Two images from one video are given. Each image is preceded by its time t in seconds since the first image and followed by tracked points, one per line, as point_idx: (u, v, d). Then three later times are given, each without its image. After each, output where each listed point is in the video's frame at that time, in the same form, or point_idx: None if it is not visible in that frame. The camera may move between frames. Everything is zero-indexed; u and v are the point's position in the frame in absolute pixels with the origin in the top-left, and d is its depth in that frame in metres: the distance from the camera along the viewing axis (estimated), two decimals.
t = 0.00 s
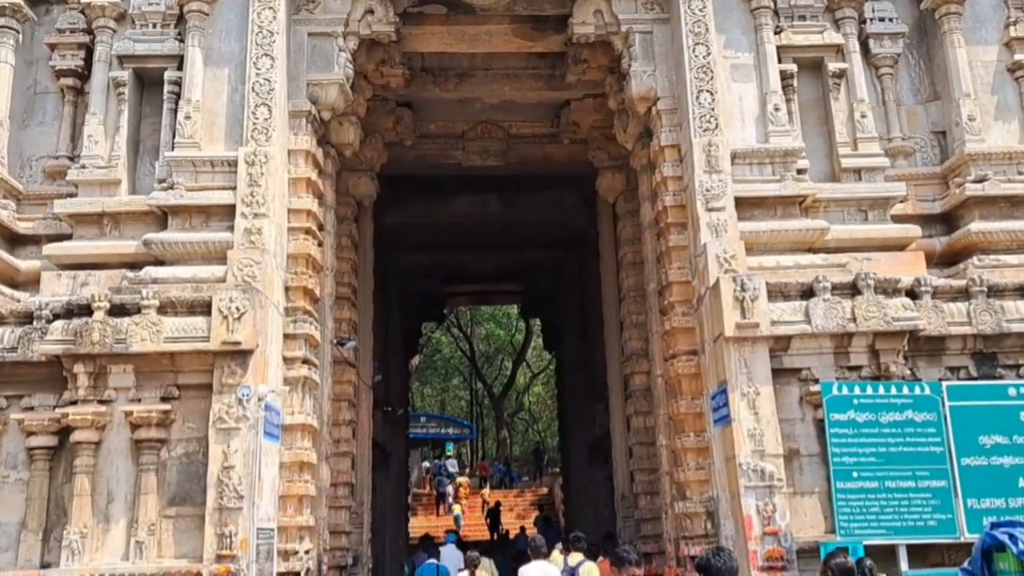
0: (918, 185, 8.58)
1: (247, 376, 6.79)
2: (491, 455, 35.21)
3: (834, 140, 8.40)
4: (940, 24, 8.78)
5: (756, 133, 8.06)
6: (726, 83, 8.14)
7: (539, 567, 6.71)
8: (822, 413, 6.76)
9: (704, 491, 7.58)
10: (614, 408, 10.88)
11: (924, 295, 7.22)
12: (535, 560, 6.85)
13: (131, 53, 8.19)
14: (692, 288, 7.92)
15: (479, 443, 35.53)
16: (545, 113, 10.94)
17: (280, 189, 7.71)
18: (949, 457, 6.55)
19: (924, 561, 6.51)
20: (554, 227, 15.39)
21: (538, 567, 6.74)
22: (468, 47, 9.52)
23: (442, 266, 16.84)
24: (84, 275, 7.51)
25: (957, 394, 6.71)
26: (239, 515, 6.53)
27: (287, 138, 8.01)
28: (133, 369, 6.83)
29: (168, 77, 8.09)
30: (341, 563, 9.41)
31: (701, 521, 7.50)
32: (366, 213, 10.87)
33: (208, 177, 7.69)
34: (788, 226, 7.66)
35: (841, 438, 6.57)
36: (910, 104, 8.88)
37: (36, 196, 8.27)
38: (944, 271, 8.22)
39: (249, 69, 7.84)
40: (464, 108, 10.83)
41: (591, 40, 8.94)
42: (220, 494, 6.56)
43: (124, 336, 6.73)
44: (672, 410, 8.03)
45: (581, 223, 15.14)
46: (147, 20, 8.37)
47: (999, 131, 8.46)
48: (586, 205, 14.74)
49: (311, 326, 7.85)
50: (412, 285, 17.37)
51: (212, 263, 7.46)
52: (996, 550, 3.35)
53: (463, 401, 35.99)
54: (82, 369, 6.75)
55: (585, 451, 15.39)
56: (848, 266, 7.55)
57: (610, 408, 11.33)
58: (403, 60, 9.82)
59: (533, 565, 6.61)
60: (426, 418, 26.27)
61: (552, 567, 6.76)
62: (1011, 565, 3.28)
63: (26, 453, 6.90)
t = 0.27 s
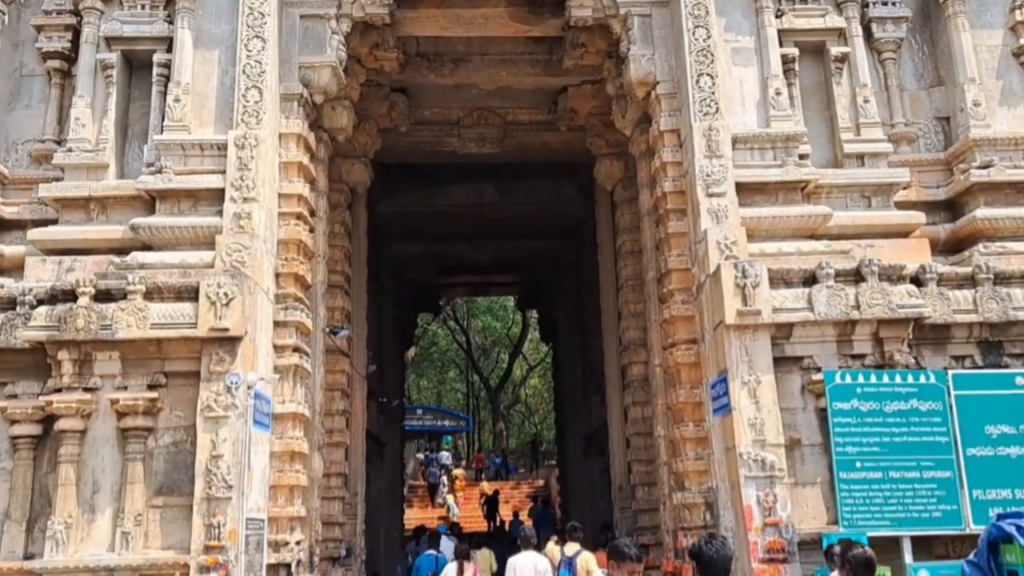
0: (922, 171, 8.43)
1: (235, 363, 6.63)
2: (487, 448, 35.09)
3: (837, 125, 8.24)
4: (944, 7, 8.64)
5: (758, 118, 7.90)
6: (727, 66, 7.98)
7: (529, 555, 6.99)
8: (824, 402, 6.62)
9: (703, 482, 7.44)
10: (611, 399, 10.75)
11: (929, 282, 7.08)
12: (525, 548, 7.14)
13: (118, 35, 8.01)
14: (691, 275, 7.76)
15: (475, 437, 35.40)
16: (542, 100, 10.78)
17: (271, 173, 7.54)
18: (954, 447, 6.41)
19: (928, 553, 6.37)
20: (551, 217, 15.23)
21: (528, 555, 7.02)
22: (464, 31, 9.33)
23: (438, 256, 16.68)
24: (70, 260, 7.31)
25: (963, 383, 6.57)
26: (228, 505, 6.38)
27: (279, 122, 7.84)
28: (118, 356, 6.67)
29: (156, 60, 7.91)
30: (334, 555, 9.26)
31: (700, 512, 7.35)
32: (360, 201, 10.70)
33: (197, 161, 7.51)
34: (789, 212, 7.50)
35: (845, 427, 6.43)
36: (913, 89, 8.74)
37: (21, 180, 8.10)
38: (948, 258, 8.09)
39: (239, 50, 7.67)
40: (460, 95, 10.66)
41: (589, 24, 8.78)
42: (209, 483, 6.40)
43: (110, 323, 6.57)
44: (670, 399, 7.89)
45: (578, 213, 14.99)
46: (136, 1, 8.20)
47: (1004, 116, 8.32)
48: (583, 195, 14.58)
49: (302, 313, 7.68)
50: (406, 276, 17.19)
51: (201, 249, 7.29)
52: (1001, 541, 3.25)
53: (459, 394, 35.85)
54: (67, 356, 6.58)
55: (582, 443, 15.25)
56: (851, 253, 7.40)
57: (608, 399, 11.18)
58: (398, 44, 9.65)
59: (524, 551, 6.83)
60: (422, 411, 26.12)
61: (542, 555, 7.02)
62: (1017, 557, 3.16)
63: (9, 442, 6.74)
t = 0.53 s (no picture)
0: (932, 149, 8.22)
1: (228, 344, 6.46)
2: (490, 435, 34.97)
3: (845, 102, 8.03)
4: None
5: (765, 94, 7.70)
6: (733, 41, 7.77)
7: (526, 542, 7.13)
8: (832, 385, 6.43)
9: (707, 467, 7.27)
10: (614, 384, 10.58)
11: (940, 262, 6.88)
12: (521, 537, 7.28)
13: (109, 9, 7.82)
14: (696, 256, 7.56)
15: (478, 423, 35.28)
16: (544, 79, 10.57)
17: (265, 150, 7.35)
18: (966, 431, 6.23)
19: (938, 539, 6.20)
20: (553, 200, 15.03)
21: (525, 542, 7.15)
22: (464, 7, 9.09)
23: (440, 241, 16.49)
24: (59, 240, 7.12)
25: (975, 365, 6.38)
26: (220, 489, 6.23)
27: (273, 98, 7.64)
28: (108, 337, 6.52)
29: (148, 35, 7.72)
30: (332, 541, 9.11)
31: (704, 498, 7.19)
32: (358, 182, 10.51)
33: (190, 137, 7.33)
34: (797, 190, 7.31)
35: (853, 410, 6.25)
36: (924, 66, 8.52)
37: (11, 158, 7.93)
38: (960, 238, 7.89)
39: (233, 25, 7.47)
40: (460, 73, 10.46)
41: None
42: (201, 467, 6.25)
43: (99, 303, 6.41)
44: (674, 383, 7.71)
45: (581, 196, 14.79)
46: None
47: (1017, 93, 8.11)
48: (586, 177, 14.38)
49: (298, 294, 7.49)
50: (407, 260, 17.01)
51: (194, 228, 7.12)
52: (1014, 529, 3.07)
53: (462, 381, 35.71)
54: (55, 336, 6.42)
55: (584, 429, 15.10)
56: (860, 232, 7.20)
57: (611, 383, 11.01)
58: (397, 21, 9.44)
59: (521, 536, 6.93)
60: (424, 397, 25.99)
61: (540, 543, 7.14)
62: None
63: None
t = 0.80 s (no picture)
0: (950, 121, 8.00)
1: (230, 319, 6.33)
2: (500, 413, 34.93)
3: (861, 72, 7.80)
4: None
5: (779, 64, 7.50)
6: (747, 9, 7.55)
7: (534, 517, 7.11)
8: (847, 361, 6.26)
9: (718, 444, 7.14)
10: (624, 361, 10.44)
11: (958, 236, 6.70)
12: (528, 513, 7.26)
13: None
14: (708, 230, 7.39)
15: (487, 401, 35.25)
16: (553, 51, 10.37)
17: (267, 121, 7.19)
18: (984, 408, 6.07)
19: (955, 518, 6.06)
20: (562, 175, 14.83)
21: (533, 517, 7.13)
22: None
23: (448, 217, 16.33)
24: (58, 212, 6.99)
25: (994, 340, 6.21)
26: (222, 466, 6.13)
27: (275, 68, 7.48)
28: (107, 311, 6.41)
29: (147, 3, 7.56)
30: (338, 518, 9.03)
31: (715, 476, 7.05)
32: (364, 155, 10.36)
33: (190, 108, 7.19)
34: (811, 161, 7.11)
35: (868, 387, 6.09)
36: (943, 35, 8.25)
37: (9, 130, 7.81)
38: (978, 212, 7.70)
39: None
40: (468, 45, 10.25)
41: None
42: (202, 443, 6.14)
43: (97, 276, 6.30)
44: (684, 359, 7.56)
45: (590, 172, 14.59)
46: None
47: None
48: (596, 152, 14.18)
49: (301, 269, 7.35)
50: (414, 236, 16.87)
51: (194, 200, 6.99)
52: None
53: (471, 359, 35.64)
54: (53, 310, 6.32)
55: (593, 406, 14.98)
56: (876, 205, 7.01)
57: (620, 360, 10.87)
58: None
59: (533, 508, 6.91)
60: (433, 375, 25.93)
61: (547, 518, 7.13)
62: None
63: None
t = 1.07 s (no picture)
0: (958, 102, 7.84)
1: (221, 303, 6.17)
2: (499, 404, 34.81)
3: (867, 51, 7.62)
4: None
5: (783, 43, 7.32)
6: None
7: (533, 504, 6.99)
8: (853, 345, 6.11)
9: (720, 432, 6.99)
10: (624, 348, 10.28)
11: (967, 218, 6.53)
12: (528, 500, 7.12)
13: None
14: (710, 212, 7.22)
15: (486, 392, 35.12)
16: (552, 33, 10.19)
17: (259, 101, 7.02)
18: (994, 393, 5.92)
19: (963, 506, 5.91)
20: (561, 162, 14.66)
21: (532, 505, 7.00)
22: None
23: (446, 205, 16.13)
24: (44, 195, 6.80)
25: (1004, 324, 6.06)
26: (212, 453, 5.97)
27: (267, 47, 7.30)
28: (94, 294, 6.25)
29: None
30: (333, 507, 8.89)
31: (717, 463, 6.90)
32: (360, 139, 10.19)
33: (180, 87, 7.01)
34: (816, 142, 6.94)
35: (875, 372, 5.93)
36: (950, 14, 8.10)
37: None
38: (987, 194, 7.53)
39: None
40: (465, 27, 10.07)
41: None
42: (191, 430, 5.99)
43: (83, 259, 6.13)
44: (686, 345, 7.40)
45: (590, 159, 14.41)
46: None
47: None
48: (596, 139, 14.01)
49: (294, 252, 7.19)
50: (412, 224, 16.69)
51: (184, 182, 6.82)
52: None
53: (471, 350, 35.50)
54: (38, 294, 6.15)
55: (593, 395, 14.83)
56: (882, 186, 6.84)
57: (620, 348, 10.71)
58: None
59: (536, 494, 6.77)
60: (432, 365, 25.79)
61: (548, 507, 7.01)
62: None
63: None
